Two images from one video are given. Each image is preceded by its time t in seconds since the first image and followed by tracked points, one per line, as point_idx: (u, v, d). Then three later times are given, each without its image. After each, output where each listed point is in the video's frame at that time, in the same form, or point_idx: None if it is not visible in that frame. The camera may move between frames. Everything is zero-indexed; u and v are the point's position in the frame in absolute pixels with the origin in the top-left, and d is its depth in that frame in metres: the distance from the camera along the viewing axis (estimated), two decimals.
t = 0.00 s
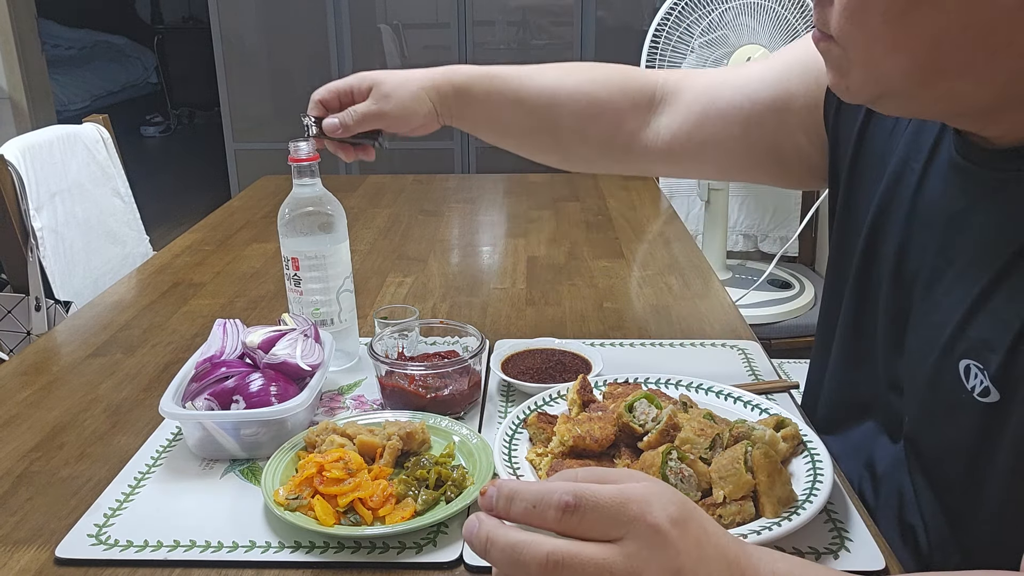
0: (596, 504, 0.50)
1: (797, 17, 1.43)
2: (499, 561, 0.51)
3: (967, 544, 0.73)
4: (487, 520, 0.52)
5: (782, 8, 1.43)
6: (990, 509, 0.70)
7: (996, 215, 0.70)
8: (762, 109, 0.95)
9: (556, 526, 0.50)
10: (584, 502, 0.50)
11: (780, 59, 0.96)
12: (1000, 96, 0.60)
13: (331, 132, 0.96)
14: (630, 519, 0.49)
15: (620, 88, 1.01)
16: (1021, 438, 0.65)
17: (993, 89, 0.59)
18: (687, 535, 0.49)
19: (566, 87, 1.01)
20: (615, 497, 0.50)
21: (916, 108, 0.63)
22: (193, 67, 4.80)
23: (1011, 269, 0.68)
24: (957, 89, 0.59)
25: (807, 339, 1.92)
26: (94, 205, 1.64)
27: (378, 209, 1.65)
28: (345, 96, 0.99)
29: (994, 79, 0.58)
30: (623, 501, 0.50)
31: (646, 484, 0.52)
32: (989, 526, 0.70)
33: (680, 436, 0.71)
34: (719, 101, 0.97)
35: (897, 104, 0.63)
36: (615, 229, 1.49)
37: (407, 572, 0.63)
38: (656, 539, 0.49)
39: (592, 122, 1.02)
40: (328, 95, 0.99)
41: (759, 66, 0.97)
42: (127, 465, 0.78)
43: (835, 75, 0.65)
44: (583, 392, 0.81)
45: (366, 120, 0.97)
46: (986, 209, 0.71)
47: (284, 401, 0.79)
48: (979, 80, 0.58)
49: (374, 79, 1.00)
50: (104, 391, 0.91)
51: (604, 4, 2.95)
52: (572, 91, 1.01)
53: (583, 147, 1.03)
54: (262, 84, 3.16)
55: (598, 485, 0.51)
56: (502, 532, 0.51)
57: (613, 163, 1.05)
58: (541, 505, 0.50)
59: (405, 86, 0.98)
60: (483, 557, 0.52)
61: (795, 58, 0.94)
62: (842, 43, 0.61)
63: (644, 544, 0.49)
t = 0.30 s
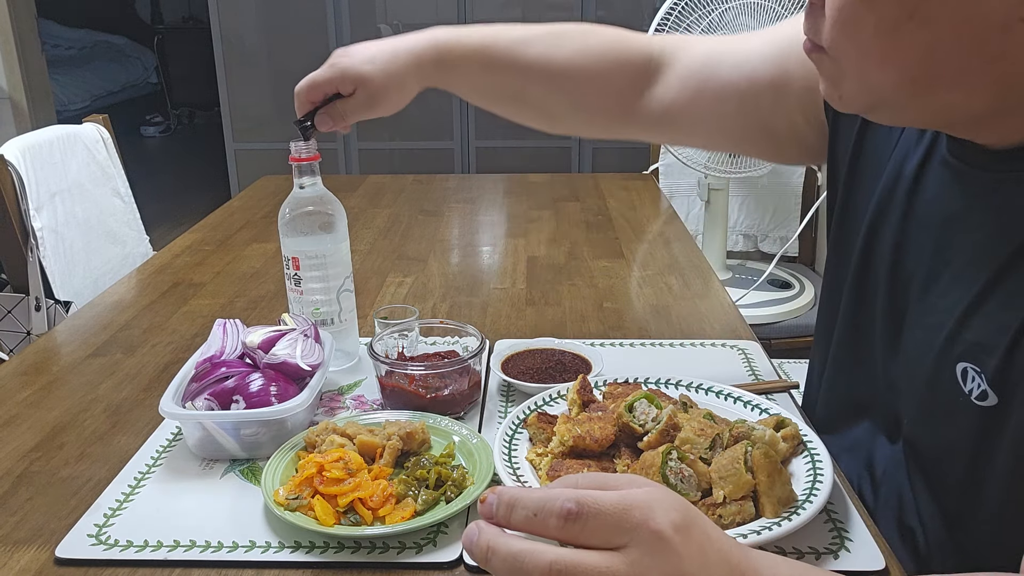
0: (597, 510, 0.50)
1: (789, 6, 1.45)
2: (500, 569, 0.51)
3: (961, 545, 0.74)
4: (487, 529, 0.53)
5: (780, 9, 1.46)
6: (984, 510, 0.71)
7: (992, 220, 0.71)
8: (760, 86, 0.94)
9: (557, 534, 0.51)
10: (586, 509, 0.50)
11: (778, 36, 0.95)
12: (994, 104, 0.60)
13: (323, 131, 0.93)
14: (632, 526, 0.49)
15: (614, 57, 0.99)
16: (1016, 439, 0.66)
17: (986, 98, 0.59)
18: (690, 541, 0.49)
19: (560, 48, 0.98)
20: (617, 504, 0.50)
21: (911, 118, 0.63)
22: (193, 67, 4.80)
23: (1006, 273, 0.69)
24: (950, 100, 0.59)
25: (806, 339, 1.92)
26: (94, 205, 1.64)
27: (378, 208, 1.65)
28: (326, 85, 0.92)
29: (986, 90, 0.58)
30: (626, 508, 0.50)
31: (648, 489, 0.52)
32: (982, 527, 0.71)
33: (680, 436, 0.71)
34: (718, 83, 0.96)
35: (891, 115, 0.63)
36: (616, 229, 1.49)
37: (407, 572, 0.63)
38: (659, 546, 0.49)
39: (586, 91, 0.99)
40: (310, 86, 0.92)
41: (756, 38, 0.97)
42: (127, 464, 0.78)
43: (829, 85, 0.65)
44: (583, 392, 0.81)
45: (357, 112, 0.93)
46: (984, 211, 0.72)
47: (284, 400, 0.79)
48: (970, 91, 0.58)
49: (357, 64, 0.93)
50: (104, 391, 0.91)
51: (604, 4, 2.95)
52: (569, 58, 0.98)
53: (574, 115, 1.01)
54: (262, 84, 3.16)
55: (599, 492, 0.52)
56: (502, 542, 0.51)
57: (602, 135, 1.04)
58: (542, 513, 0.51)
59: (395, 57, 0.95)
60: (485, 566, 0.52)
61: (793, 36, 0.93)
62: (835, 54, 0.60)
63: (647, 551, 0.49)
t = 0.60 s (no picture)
0: (605, 511, 0.50)
1: None
2: (506, 571, 0.51)
3: (955, 548, 0.74)
4: (492, 530, 0.52)
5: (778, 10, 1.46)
6: (980, 512, 0.71)
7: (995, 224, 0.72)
8: (759, 62, 0.90)
9: (564, 535, 0.51)
10: (594, 511, 0.50)
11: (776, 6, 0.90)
12: (993, 112, 0.59)
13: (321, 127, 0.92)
14: (640, 526, 0.49)
15: (614, 25, 0.93)
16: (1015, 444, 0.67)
17: (987, 106, 0.58)
18: (698, 543, 0.49)
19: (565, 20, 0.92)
20: (626, 505, 0.50)
21: (911, 126, 0.62)
22: (193, 67, 4.81)
23: (1004, 278, 0.70)
24: (952, 109, 0.58)
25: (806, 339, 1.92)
26: (94, 205, 1.64)
27: (378, 208, 1.65)
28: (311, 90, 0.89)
29: (986, 99, 0.57)
30: (634, 508, 0.50)
31: (655, 490, 0.52)
32: (978, 529, 0.72)
33: (680, 436, 0.71)
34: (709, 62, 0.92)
35: (891, 124, 0.63)
36: (616, 229, 1.49)
37: (407, 572, 0.63)
38: (667, 547, 0.49)
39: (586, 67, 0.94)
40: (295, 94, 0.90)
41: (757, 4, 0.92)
42: (127, 465, 0.78)
43: (828, 94, 0.64)
44: (583, 392, 0.81)
45: (348, 109, 0.91)
46: (984, 214, 0.73)
47: (284, 400, 0.79)
48: (969, 101, 0.57)
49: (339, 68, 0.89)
50: (104, 391, 0.91)
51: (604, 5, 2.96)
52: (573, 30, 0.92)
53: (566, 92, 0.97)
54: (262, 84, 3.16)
55: (607, 493, 0.52)
56: (509, 543, 0.51)
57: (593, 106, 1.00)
58: (549, 514, 0.51)
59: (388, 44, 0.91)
60: (490, 568, 0.52)
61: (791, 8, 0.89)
62: (832, 69, 0.60)
63: (656, 552, 0.49)
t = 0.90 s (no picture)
0: (606, 517, 0.50)
1: None
2: None
3: (956, 547, 0.75)
4: (492, 538, 0.52)
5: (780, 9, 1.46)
6: (983, 513, 0.72)
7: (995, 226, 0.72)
8: (756, 59, 0.90)
9: (565, 541, 0.50)
10: (594, 517, 0.50)
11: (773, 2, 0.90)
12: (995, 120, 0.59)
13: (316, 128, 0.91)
14: (641, 532, 0.50)
15: (614, 21, 0.93)
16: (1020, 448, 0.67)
17: (990, 110, 0.58)
18: (700, 547, 0.50)
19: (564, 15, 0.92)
20: (626, 511, 0.50)
21: (913, 131, 0.62)
22: (193, 68, 4.81)
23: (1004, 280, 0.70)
24: (955, 114, 0.58)
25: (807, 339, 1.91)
26: (94, 205, 1.64)
27: (378, 208, 1.65)
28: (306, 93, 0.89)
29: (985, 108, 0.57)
30: (634, 514, 0.50)
31: (655, 494, 0.52)
32: (980, 529, 0.72)
33: (680, 436, 0.71)
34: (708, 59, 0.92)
35: (890, 133, 0.63)
36: (616, 229, 1.49)
37: (407, 572, 0.63)
38: (670, 552, 0.49)
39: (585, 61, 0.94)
40: (289, 101, 0.89)
41: None
42: (127, 465, 0.78)
43: (828, 102, 0.64)
44: (583, 392, 0.81)
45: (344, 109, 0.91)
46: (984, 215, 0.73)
47: (284, 400, 0.79)
48: (973, 105, 0.57)
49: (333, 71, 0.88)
50: (104, 391, 0.91)
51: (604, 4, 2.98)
52: (572, 27, 0.92)
53: (563, 84, 0.97)
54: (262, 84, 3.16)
55: (606, 498, 0.51)
56: (509, 551, 0.51)
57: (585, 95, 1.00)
58: (550, 522, 0.50)
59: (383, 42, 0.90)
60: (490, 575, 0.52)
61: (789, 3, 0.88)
62: (832, 80, 0.60)
63: (658, 557, 0.49)
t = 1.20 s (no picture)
0: (603, 521, 0.50)
1: None
2: None
3: (955, 547, 0.75)
4: (491, 544, 0.53)
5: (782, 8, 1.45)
6: (982, 514, 0.72)
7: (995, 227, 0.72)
8: (756, 59, 0.90)
9: (563, 546, 0.51)
10: (591, 522, 0.50)
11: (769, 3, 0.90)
12: (994, 126, 0.59)
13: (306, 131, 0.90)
14: (640, 536, 0.50)
15: (614, 23, 0.93)
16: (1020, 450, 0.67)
17: (989, 119, 0.58)
18: (700, 550, 0.50)
19: (564, 17, 0.92)
20: (624, 514, 0.50)
21: (911, 140, 0.61)
22: (193, 68, 4.81)
23: (1004, 282, 0.70)
24: (952, 124, 0.58)
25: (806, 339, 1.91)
26: (94, 205, 1.65)
27: (378, 208, 1.65)
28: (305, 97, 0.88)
29: (984, 114, 0.57)
30: (632, 518, 0.50)
31: (654, 497, 0.52)
32: (979, 530, 0.72)
33: (680, 436, 0.71)
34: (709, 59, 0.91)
35: (887, 139, 0.63)
36: (616, 229, 1.49)
37: (407, 572, 0.63)
38: (669, 556, 0.49)
39: (585, 62, 0.94)
40: (286, 102, 0.88)
41: None
42: (127, 464, 0.78)
43: (825, 108, 0.63)
44: (583, 392, 0.81)
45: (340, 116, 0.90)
46: (986, 215, 0.73)
47: (284, 400, 0.79)
48: (972, 114, 0.57)
49: (333, 74, 0.88)
50: (104, 391, 0.91)
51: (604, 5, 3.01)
52: (572, 28, 0.92)
53: (563, 84, 0.97)
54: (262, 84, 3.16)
55: (604, 503, 0.52)
56: (508, 556, 0.51)
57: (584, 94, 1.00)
58: (547, 526, 0.51)
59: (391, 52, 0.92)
60: None
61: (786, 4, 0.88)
62: (829, 85, 0.60)
63: (657, 561, 0.49)
